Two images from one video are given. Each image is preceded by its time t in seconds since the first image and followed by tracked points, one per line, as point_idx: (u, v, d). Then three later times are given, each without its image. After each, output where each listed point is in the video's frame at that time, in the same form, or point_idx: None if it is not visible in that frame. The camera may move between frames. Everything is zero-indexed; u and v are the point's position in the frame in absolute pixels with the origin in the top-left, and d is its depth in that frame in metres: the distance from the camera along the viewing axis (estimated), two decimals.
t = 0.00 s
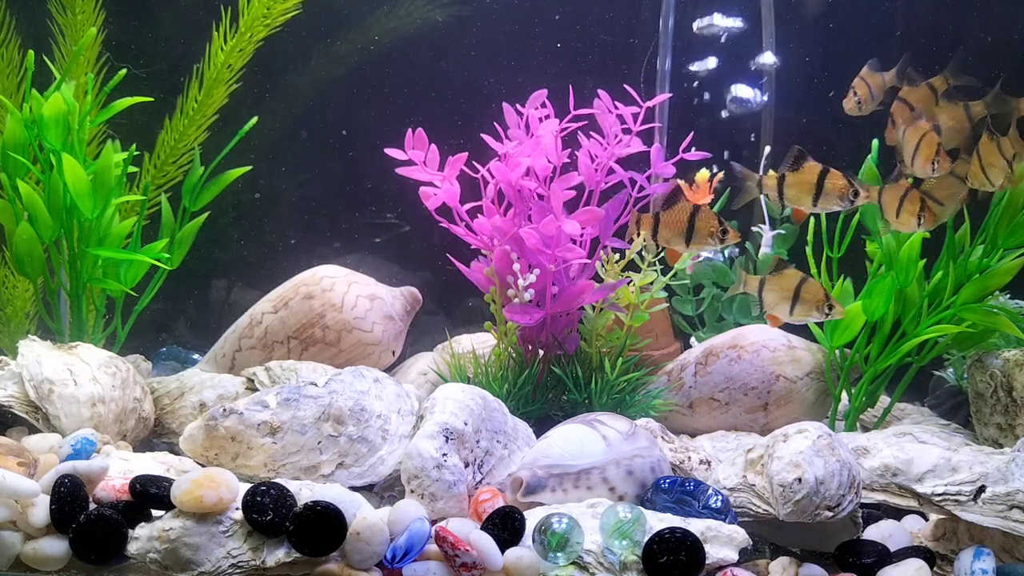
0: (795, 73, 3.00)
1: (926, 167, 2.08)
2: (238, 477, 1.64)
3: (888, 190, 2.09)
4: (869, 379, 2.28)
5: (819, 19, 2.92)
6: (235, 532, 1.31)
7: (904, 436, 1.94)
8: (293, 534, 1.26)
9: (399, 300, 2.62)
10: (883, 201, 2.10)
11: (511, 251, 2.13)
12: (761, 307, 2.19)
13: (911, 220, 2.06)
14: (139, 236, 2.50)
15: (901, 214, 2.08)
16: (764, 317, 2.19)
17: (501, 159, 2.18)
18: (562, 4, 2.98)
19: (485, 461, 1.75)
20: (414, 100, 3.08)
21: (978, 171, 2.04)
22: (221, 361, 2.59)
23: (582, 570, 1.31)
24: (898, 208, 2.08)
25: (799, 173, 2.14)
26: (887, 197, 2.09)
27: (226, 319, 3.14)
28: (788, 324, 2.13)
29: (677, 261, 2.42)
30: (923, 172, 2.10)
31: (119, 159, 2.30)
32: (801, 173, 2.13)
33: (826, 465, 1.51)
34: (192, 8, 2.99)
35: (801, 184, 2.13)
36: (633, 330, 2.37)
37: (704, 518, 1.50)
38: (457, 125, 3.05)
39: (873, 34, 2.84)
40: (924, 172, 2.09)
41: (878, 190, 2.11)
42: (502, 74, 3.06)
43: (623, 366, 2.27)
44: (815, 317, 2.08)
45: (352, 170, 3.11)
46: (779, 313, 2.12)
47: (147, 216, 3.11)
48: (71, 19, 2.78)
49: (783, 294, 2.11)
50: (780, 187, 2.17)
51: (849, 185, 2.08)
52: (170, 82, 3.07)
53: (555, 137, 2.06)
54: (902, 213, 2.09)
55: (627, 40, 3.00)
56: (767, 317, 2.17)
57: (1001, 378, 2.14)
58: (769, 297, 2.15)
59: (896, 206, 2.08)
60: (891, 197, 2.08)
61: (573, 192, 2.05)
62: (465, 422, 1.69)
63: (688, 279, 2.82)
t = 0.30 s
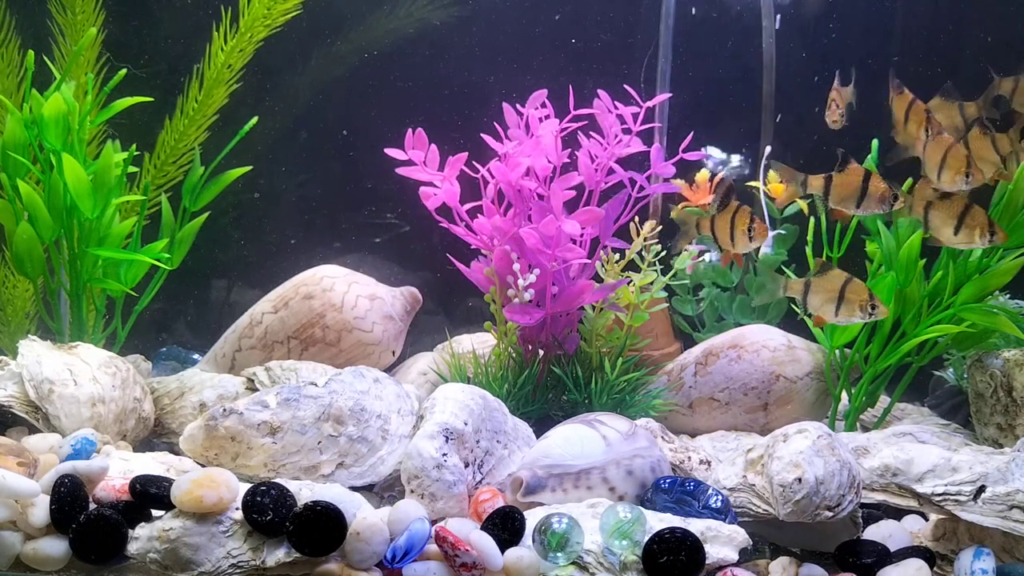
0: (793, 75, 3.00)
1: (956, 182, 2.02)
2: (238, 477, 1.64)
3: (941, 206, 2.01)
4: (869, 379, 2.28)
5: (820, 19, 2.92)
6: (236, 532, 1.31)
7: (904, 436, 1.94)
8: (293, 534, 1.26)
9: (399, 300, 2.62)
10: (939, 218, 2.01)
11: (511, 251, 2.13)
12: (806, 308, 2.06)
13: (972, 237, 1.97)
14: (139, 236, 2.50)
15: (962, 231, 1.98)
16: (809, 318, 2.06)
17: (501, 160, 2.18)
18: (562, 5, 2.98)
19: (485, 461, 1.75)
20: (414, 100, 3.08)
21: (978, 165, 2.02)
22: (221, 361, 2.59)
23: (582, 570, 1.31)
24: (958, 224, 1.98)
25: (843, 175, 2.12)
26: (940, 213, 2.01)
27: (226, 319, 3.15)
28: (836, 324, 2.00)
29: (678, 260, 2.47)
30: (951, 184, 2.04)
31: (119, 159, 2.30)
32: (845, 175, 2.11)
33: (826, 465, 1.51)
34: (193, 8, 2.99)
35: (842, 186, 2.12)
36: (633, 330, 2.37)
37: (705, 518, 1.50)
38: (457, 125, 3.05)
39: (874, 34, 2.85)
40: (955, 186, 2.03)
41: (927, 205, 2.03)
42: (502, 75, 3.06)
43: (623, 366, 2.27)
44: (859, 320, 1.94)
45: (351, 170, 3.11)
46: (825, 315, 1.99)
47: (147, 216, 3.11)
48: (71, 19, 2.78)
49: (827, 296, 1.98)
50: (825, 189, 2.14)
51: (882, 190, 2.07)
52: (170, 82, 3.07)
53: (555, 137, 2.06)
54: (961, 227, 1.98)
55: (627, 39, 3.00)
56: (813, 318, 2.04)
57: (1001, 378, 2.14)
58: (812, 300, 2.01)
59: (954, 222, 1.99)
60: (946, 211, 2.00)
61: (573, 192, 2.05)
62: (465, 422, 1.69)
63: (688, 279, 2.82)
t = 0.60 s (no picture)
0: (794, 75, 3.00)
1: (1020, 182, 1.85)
2: (238, 477, 1.64)
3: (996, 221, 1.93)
4: (869, 379, 2.28)
5: (820, 19, 2.92)
6: (235, 532, 1.31)
7: (904, 436, 1.94)
8: (293, 534, 1.26)
9: (399, 300, 2.62)
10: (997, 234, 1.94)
11: (511, 251, 2.13)
12: (828, 310, 2.06)
13: None
14: (139, 236, 2.50)
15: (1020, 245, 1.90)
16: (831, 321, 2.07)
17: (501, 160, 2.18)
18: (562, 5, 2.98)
19: (485, 461, 1.75)
20: (414, 100, 3.08)
21: None
22: (221, 361, 2.59)
23: (582, 570, 1.31)
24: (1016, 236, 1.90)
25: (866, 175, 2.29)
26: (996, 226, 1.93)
27: (225, 319, 3.15)
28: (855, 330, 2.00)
29: (677, 261, 2.43)
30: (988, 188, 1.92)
31: (119, 159, 2.30)
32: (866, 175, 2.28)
33: (826, 465, 1.51)
34: (193, 9, 2.99)
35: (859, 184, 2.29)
36: (633, 330, 2.37)
37: (704, 518, 1.50)
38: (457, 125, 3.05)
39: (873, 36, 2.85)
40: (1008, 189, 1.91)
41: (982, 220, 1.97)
42: (502, 75, 3.06)
43: (623, 366, 2.27)
44: (877, 328, 1.94)
45: (351, 170, 3.11)
46: (846, 320, 2.00)
47: (147, 216, 3.11)
48: (72, 19, 2.79)
49: (848, 302, 1.98)
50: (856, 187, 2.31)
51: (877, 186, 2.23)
52: (170, 83, 3.07)
53: (555, 137, 2.07)
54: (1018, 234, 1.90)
55: (627, 39, 2.99)
56: (834, 321, 2.05)
57: (1001, 378, 2.14)
58: (834, 303, 2.02)
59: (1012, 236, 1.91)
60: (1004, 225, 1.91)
61: (573, 192, 2.05)
62: (465, 422, 1.69)
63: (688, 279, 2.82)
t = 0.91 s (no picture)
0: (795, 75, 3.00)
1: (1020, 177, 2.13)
2: (238, 477, 1.64)
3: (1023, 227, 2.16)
4: (869, 379, 2.28)
5: (820, 19, 2.92)
6: (235, 532, 1.31)
7: (904, 436, 1.94)
8: (293, 534, 1.26)
9: (399, 300, 2.62)
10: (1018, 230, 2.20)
11: (511, 251, 2.13)
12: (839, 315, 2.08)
13: None
14: (139, 236, 2.50)
15: None
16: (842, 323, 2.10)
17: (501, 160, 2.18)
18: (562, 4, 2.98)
19: (485, 461, 1.75)
20: (414, 100, 3.08)
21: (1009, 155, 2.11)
22: (221, 361, 2.59)
23: (582, 570, 1.31)
24: None
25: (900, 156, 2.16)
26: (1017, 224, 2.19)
27: (225, 319, 3.15)
28: (865, 332, 2.03)
29: (677, 261, 2.42)
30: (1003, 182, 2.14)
31: (119, 159, 2.30)
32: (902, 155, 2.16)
33: (826, 465, 1.51)
34: (193, 9, 2.99)
35: (900, 166, 2.16)
36: (633, 330, 2.37)
37: (705, 518, 1.50)
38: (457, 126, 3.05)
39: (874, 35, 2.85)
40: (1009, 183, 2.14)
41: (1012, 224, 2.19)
42: (502, 75, 3.06)
43: (623, 366, 2.28)
44: (885, 330, 1.97)
45: (351, 170, 3.11)
46: (855, 323, 2.02)
47: (147, 216, 3.11)
48: (72, 19, 2.79)
49: (857, 305, 2.01)
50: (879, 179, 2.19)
51: (942, 172, 2.13)
52: (170, 82, 3.07)
53: (555, 137, 2.07)
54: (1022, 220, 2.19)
55: (627, 39, 2.99)
56: (846, 325, 2.07)
57: (1001, 378, 2.13)
58: (845, 307, 2.04)
59: None
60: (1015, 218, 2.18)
61: (573, 192, 2.05)
62: (465, 422, 1.69)
63: (688, 279, 2.82)
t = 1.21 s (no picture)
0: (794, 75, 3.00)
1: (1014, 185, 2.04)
2: (238, 477, 1.64)
3: None
4: (869, 379, 2.28)
5: (819, 19, 2.92)
6: (235, 532, 1.31)
7: (904, 436, 1.94)
8: (293, 534, 1.26)
9: (400, 300, 2.62)
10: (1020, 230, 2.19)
11: (511, 251, 2.13)
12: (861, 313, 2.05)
13: None
14: (139, 236, 2.50)
15: None
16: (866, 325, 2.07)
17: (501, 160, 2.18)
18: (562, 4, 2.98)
19: (485, 461, 1.75)
20: (414, 100, 3.08)
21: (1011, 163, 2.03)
22: (221, 361, 2.59)
23: (582, 570, 1.31)
24: None
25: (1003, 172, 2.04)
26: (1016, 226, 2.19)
27: (225, 318, 3.15)
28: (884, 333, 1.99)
29: (677, 261, 2.42)
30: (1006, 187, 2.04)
31: (118, 159, 2.30)
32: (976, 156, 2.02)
33: (827, 465, 1.51)
34: (193, 8, 2.99)
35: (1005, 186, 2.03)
36: (633, 330, 2.37)
37: (704, 518, 1.50)
38: (457, 126, 3.05)
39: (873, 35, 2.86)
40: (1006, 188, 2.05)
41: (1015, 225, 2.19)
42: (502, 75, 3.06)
43: (623, 366, 2.28)
44: (902, 332, 1.92)
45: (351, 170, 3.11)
46: (875, 324, 2.00)
47: (147, 216, 3.11)
48: (72, 19, 2.79)
49: (876, 305, 1.97)
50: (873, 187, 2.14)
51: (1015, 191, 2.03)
52: (169, 82, 3.07)
53: (555, 137, 2.07)
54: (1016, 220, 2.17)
55: (627, 39, 2.99)
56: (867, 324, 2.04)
57: (1001, 378, 2.13)
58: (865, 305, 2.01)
59: None
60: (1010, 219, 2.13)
61: (573, 192, 2.05)
62: (465, 422, 1.69)
63: (688, 279, 2.82)
